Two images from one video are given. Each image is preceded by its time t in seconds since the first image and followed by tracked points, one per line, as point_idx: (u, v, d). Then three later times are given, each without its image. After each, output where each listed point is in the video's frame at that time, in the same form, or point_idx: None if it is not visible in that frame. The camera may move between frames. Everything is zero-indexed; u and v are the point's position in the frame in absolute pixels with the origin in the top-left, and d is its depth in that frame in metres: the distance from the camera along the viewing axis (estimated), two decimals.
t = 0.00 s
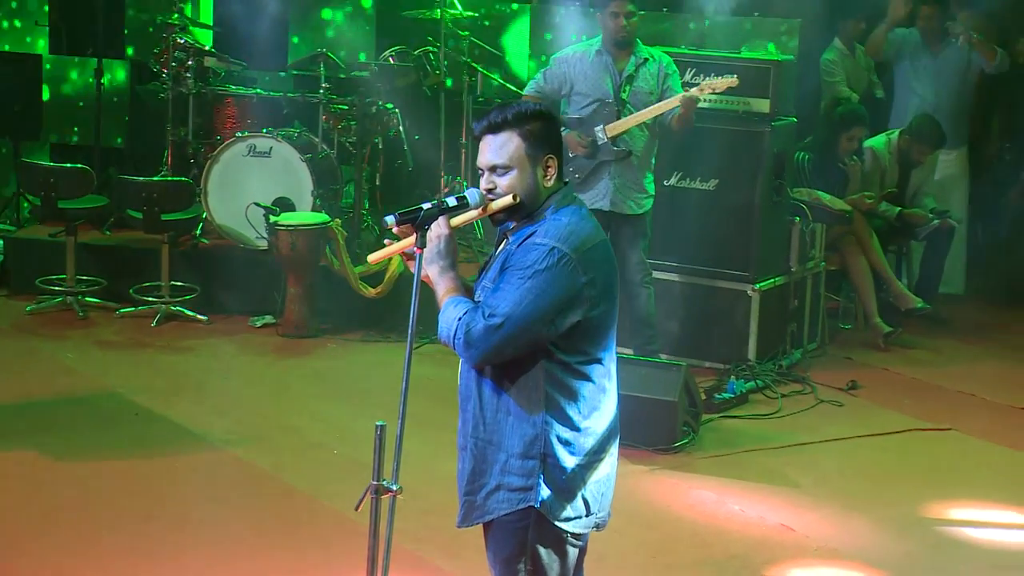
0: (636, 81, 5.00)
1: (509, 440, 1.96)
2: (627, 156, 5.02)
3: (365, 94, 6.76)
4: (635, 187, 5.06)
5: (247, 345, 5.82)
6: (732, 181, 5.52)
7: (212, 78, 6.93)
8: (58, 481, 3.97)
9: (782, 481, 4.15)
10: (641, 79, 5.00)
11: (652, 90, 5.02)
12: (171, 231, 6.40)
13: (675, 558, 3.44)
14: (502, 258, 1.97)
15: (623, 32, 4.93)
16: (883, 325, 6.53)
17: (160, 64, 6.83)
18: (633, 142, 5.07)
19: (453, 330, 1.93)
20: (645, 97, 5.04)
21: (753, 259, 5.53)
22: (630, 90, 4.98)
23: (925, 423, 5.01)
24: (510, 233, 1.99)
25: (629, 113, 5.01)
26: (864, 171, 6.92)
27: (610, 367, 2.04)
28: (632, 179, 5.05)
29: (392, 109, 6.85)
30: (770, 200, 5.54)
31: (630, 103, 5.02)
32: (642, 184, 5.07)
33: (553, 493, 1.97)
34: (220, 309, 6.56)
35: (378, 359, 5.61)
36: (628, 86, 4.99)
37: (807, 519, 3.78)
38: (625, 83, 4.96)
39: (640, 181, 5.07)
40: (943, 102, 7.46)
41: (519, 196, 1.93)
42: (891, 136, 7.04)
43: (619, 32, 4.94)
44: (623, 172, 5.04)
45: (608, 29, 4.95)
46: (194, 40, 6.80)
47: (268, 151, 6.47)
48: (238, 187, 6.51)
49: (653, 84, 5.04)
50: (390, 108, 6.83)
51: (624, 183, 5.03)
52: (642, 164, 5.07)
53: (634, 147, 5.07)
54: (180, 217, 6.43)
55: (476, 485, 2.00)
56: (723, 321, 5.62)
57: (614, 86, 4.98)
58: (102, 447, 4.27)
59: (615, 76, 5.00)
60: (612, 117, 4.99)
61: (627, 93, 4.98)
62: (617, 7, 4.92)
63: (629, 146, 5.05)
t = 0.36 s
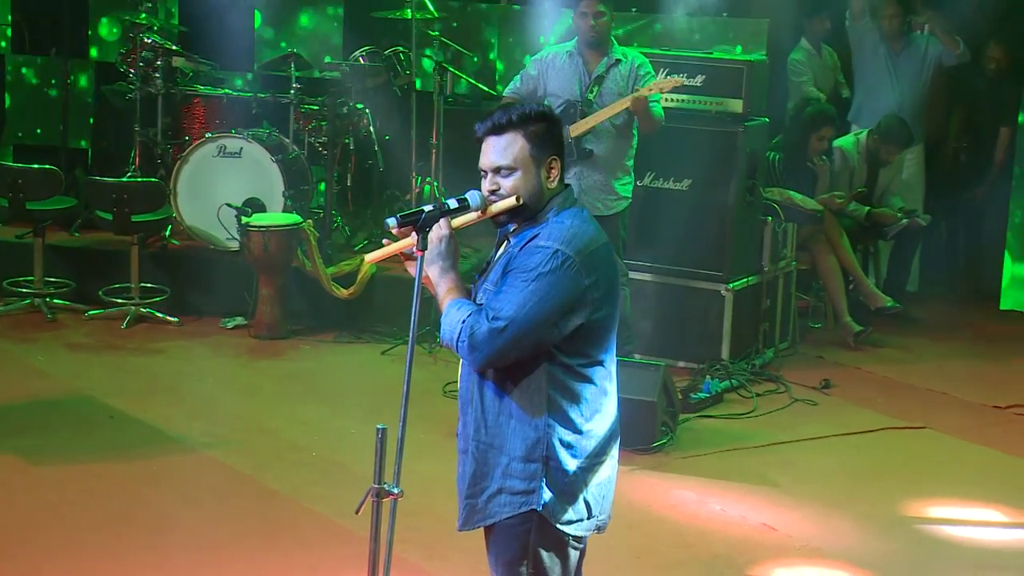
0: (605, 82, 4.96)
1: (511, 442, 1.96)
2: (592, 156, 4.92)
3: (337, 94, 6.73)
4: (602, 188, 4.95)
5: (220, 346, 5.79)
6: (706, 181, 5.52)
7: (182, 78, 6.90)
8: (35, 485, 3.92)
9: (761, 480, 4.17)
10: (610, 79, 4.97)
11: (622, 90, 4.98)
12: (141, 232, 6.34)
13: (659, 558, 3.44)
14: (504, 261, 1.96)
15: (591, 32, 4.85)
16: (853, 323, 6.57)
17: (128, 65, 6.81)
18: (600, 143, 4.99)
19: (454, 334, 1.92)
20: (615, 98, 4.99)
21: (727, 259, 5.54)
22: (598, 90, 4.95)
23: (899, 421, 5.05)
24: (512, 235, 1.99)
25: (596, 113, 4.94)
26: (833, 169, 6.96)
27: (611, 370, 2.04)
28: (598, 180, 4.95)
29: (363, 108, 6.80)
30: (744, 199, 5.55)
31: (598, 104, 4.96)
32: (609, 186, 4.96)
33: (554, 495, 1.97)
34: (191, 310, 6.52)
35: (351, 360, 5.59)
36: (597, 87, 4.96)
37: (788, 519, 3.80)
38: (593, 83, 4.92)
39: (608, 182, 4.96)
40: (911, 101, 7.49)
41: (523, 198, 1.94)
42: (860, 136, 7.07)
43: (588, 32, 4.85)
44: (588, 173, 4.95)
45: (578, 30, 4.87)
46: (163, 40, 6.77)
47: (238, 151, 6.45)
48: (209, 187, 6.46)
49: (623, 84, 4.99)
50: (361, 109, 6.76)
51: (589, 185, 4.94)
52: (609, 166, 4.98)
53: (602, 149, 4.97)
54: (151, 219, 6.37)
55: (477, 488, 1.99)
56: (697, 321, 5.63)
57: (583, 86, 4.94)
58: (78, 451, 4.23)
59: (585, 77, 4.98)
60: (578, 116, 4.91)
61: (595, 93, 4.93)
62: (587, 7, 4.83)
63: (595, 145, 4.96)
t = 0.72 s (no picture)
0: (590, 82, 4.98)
1: (510, 445, 1.95)
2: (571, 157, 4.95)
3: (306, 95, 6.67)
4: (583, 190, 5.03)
5: (190, 348, 5.75)
6: (677, 181, 5.54)
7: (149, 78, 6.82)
8: (10, 489, 3.88)
9: (739, 479, 4.18)
10: (596, 80, 4.99)
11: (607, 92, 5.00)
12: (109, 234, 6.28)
13: (642, 558, 3.45)
14: (504, 265, 1.97)
15: (578, 32, 4.92)
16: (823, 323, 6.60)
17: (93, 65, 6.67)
18: (581, 144, 5.00)
19: (456, 337, 1.93)
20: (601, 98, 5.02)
21: (699, 259, 5.56)
22: (582, 91, 5.00)
23: (872, 420, 5.07)
24: (511, 237, 2.01)
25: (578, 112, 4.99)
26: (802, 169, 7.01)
27: (610, 373, 2.05)
28: (578, 182, 5.03)
29: (332, 109, 6.82)
30: (716, 200, 5.56)
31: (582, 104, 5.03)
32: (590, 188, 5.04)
33: (555, 498, 1.97)
34: (160, 312, 6.47)
35: (324, 361, 5.57)
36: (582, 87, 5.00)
37: (767, 518, 3.81)
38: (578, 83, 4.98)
39: (590, 185, 5.02)
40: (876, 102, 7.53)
41: (524, 199, 1.95)
42: (827, 137, 7.09)
43: (575, 33, 4.93)
44: (569, 174, 5.01)
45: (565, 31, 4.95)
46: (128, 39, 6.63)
47: (207, 152, 6.44)
48: (178, 187, 6.46)
49: (608, 86, 5.01)
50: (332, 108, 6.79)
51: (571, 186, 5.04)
52: (590, 168, 5.01)
53: (584, 150, 4.98)
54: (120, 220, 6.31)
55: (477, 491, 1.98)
56: (669, 321, 5.65)
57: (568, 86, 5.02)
58: (51, 455, 4.19)
59: (572, 78, 5.05)
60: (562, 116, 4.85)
61: (579, 93, 5.00)
62: (576, 7, 4.90)
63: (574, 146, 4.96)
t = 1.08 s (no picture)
0: (572, 85, 5.05)
1: (506, 448, 1.96)
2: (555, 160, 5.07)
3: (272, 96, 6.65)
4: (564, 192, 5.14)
5: (156, 351, 5.71)
6: (645, 181, 5.54)
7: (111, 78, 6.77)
8: None
9: (712, 479, 4.20)
10: (578, 83, 5.05)
11: (589, 96, 5.06)
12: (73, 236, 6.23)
13: (621, 558, 3.45)
14: (501, 267, 1.98)
15: (562, 33, 4.99)
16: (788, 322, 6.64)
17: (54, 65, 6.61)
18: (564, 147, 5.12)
19: (453, 339, 1.93)
20: (582, 101, 5.07)
21: (666, 259, 5.58)
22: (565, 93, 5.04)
23: (840, 419, 5.11)
24: (506, 240, 2.02)
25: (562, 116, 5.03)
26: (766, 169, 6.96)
27: (604, 376, 2.06)
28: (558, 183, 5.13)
29: (297, 109, 6.75)
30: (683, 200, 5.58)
31: (565, 107, 5.06)
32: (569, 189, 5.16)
33: (550, 501, 1.97)
34: (124, 314, 6.43)
35: (292, 363, 5.55)
36: (565, 90, 5.06)
37: (743, 518, 3.82)
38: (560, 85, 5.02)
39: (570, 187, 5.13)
40: (839, 100, 7.60)
41: (521, 201, 1.97)
42: (790, 136, 7.12)
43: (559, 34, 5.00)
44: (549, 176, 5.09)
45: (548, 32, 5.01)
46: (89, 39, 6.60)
47: (171, 154, 6.38)
48: (142, 189, 6.39)
49: (590, 89, 5.07)
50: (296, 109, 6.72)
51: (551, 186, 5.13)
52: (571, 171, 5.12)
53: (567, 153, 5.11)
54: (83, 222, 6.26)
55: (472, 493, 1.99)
56: (637, 321, 5.67)
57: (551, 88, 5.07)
58: (21, 459, 4.15)
59: (553, 80, 5.11)
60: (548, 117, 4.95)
61: (561, 96, 5.04)
62: (559, 9, 4.97)
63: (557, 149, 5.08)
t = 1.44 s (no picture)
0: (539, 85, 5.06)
1: (502, 452, 1.96)
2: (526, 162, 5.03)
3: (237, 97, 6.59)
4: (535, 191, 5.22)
5: (123, 354, 5.68)
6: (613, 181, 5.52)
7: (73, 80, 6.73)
8: None
9: (686, 479, 4.21)
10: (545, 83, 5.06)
11: (554, 95, 5.38)
12: (36, 238, 6.18)
13: (599, 558, 3.46)
14: (495, 271, 1.98)
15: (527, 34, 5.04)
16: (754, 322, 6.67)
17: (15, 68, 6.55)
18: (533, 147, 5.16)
19: (448, 343, 1.93)
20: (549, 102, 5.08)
21: (636, 260, 5.58)
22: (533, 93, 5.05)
23: (809, 418, 5.15)
24: (500, 244, 2.02)
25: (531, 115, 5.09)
26: (731, 170, 6.96)
27: (599, 378, 2.06)
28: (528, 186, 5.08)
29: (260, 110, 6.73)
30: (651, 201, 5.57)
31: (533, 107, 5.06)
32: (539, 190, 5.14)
33: (546, 504, 1.98)
34: (89, 318, 6.39)
35: (261, 365, 5.53)
36: (531, 90, 5.42)
37: (718, 517, 3.84)
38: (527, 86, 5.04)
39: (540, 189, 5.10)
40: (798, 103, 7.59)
41: (514, 206, 1.97)
42: (755, 137, 7.14)
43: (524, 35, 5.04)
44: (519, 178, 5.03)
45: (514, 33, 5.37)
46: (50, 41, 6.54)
47: (136, 155, 6.32)
48: (105, 192, 6.34)
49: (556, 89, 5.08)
50: (260, 110, 6.69)
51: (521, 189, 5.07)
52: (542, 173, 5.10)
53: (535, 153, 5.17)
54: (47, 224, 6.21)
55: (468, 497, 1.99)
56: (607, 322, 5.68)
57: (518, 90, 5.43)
58: None
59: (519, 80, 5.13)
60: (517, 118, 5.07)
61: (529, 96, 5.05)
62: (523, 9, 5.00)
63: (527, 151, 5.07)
